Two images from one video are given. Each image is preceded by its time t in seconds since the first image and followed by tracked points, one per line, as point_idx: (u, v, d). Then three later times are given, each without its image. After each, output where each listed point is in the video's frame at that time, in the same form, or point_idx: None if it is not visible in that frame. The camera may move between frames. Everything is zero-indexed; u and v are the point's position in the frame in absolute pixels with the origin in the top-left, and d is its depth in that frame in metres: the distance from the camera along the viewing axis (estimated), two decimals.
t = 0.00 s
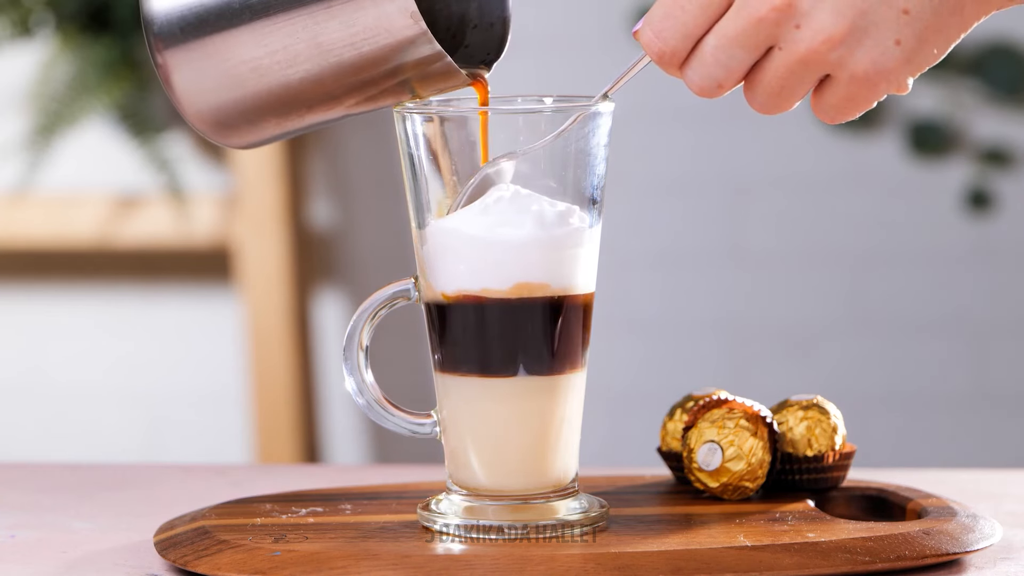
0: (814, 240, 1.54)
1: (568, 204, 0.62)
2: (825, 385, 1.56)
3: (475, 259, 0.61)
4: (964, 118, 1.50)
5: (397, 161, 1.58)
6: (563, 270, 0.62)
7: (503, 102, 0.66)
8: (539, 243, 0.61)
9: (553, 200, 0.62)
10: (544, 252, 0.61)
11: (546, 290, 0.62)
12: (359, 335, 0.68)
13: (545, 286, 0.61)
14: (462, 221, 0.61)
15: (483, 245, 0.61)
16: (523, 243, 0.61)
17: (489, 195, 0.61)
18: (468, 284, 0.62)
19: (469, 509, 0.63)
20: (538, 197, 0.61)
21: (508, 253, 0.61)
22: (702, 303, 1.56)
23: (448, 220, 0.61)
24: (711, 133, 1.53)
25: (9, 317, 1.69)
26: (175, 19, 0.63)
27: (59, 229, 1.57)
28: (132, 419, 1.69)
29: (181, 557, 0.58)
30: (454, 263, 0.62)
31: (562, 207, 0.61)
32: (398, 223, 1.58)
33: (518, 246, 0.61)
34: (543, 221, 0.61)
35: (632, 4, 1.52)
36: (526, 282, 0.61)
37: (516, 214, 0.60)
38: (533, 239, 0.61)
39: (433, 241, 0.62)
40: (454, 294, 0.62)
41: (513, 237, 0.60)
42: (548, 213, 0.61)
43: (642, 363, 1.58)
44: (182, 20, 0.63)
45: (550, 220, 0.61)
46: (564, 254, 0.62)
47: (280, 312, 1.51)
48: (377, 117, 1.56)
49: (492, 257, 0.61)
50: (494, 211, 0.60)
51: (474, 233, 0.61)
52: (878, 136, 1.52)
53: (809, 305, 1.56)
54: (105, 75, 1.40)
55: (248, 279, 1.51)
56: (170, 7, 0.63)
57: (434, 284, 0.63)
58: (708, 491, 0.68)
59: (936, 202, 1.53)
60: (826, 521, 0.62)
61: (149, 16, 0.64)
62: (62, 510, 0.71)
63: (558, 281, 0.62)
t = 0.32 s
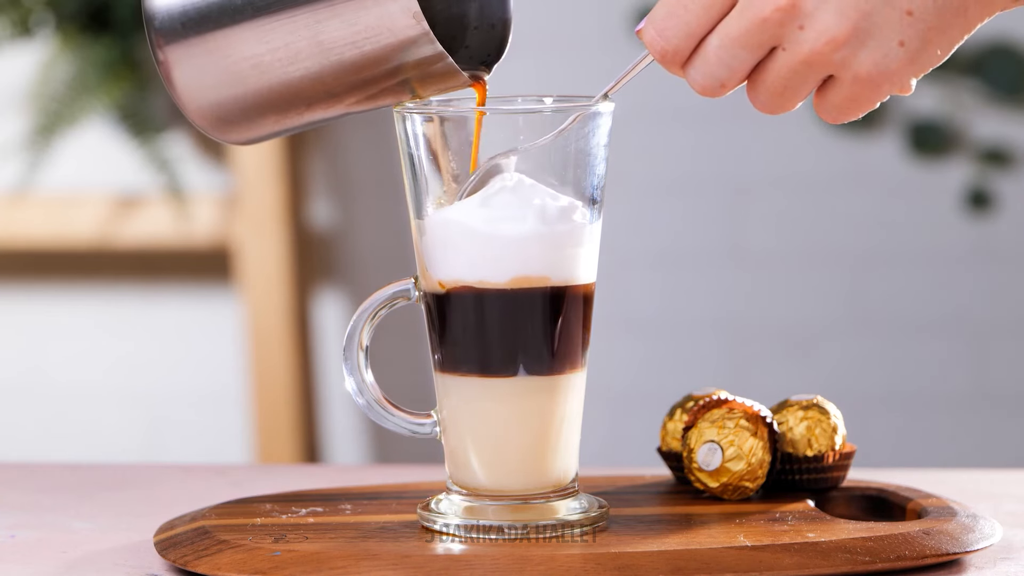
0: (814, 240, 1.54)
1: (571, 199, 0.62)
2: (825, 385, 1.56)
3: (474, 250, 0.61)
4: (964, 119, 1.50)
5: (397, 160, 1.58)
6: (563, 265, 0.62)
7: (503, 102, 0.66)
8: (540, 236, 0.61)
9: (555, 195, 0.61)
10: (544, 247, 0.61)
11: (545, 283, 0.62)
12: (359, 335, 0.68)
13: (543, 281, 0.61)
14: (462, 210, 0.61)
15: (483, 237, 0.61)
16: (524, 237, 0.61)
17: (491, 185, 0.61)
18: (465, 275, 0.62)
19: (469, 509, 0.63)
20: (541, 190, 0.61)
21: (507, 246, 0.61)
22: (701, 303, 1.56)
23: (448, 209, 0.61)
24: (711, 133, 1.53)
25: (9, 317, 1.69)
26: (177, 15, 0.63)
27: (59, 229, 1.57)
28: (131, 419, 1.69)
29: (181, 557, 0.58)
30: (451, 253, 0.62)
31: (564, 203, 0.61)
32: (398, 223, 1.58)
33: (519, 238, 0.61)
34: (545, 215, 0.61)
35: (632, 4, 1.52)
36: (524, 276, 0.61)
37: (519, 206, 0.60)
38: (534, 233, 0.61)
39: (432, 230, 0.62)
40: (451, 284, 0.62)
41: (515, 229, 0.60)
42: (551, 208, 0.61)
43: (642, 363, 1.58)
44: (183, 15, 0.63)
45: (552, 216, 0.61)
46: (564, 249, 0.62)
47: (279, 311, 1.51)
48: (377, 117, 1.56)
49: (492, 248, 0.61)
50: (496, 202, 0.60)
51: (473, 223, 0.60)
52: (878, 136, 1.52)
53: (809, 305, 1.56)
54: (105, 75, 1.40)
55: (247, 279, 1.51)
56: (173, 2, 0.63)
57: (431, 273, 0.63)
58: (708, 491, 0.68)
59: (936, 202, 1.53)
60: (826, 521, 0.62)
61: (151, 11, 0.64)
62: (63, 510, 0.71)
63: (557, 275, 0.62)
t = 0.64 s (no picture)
0: (814, 240, 1.54)
1: (573, 193, 0.62)
2: (825, 385, 1.56)
3: (474, 243, 0.61)
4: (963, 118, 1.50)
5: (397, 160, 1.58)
6: (564, 260, 0.62)
7: (503, 103, 0.66)
8: (541, 231, 0.61)
9: (557, 187, 0.61)
10: (544, 242, 0.61)
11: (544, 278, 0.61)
12: (359, 335, 0.68)
13: (541, 274, 0.61)
14: (462, 200, 0.60)
15: (483, 231, 0.60)
16: (525, 231, 0.60)
17: (493, 173, 0.61)
18: (462, 265, 0.61)
19: (469, 509, 0.63)
20: (544, 182, 0.61)
21: (506, 239, 0.60)
22: (701, 303, 1.56)
23: (448, 199, 0.61)
24: (711, 133, 1.53)
25: (9, 317, 1.69)
26: (179, 11, 0.63)
27: (59, 229, 1.57)
28: (131, 419, 1.69)
29: (181, 557, 0.58)
30: (449, 243, 0.61)
31: (566, 197, 0.61)
32: (399, 223, 1.58)
33: (520, 233, 0.60)
34: (546, 210, 0.60)
35: (632, 4, 1.52)
36: (523, 269, 0.61)
37: (520, 199, 0.60)
38: (534, 228, 0.60)
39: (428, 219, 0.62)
40: (447, 273, 0.62)
41: (516, 223, 0.60)
42: (552, 204, 0.61)
43: (642, 363, 1.58)
44: (185, 12, 0.63)
45: (554, 211, 0.61)
46: (565, 244, 0.61)
47: (279, 311, 1.51)
48: (377, 117, 1.56)
49: (492, 241, 0.61)
50: (497, 194, 0.60)
51: (473, 214, 0.60)
52: (878, 136, 1.52)
53: (809, 305, 1.56)
54: (105, 75, 1.40)
55: (247, 279, 1.51)
56: None
57: (428, 259, 0.63)
58: (708, 491, 0.68)
59: (936, 202, 1.53)
60: (826, 521, 0.62)
61: (153, 8, 0.64)
62: (62, 511, 0.71)
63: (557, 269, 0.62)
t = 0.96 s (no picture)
0: (814, 240, 1.54)
1: (575, 188, 0.62)
2: (825, 385, 1.56)
3: (474, 237, 0.61)
4: (963, 118, 1.51)
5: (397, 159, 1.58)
6: (564, 256, 0.62)
7: (505, 103, 0.67)
8: (541, 226, 0.61)
9: (560, 183, 0.61)
10: (545, 238, 0.61)
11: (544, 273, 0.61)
12: (360, 335, 0.68)
13: (541, 268, 0.61)
14: (464, 192, 0.60)
15: (484, 224, 0.60)
16: (525, 227, 0.60)
17: (495, 166, 0.61)
18: (460, 257, 0.61)
19: (469, 509, 0.63)
20: (546, 176, 0.61)
21: (506, 234, 0.60)
22: (701, 303, 1.56)
23: (449, 193, 0.61)
24: (711, 132, 1.53)
25: (9, 317, 1.69)
26: (182, 8, 0.63)
27: (59, 229, 1.57)
28: (131, 419, 1.69)
29: (181, 557, 0.58)
30: (448, 234, 0.61)
31: (569, 194, 0.61)
32: (399, 223, 1.58)
33: (520, 228, 0.60)
34: (548, 205, 0.60)
35: (632, 4, 1.52)
36: (523, 265, 0.61)
37: (521, 193, 0.60)
38: (535, 224, 0.60)
39: (428, 210, 0.62)
40: (446, 263, 0.62)
41: (517, 217, 0.60)
42: (554, 200, 0.61)
43: (642, 363, 1.58)
44: (188, 9, 0.63)
45: (555, 208, 0.61)
46: (565, 240, 0.61)
47: (279, 311, 1.51)
48: (377, 117, 1.56)
49: (492, 235, 0.61)
50: (499, 187, 0.60)
51: (474, 206, 0.60)
52: (878, 136, 1.52)
53: (809, 305, 1.56)
54: (105, 75, 1.40)
55: (247, 279, 1.51)
56: None
57: (426, 250, 0.63)
58: (708, 491, 0.68)
59: (936, 202, 1.52)
60: (826, 521, 0.62)
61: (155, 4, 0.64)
62: (63, 510, 0.71)
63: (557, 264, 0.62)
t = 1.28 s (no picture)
0: (814, 240, 1.54)
1: (578, 183, 0.62)
2: (825, 385, 1.56)
3: (474, 228, 0.61)
4: (963, 118, 1.51)
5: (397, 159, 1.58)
6: (564, 251, 0.62)
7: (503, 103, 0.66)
8: (542, 221, 0.61)
9: (563, 177, 0.61)
10: (545, 232, 0.61)
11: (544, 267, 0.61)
12: (360, 335, 0.68)
13: (540, 261, 0.61)
14: (465, 182, 0.60)
15: (484, 217, 0.60)
16: (526, 221, 0.60)
17: (497, 157, 0.60)
18: (460, 248, 0.61)
19: (469, 509, 0.63)
20: (549, 170, 0.61)
21: (507, 228, 0.60)
22: (701, 303, 1.56)
23: (450, 184, 0.61)
24: (711, 132, 1.53)
25: (9, 317, 1.69)
26: (181, 3, 0.63)
27: (59, 229, 1.57)
28: (131, 419, 1.69)
29: (181, 557, 0.58)
30: (448, 225, 0.61)
31: (570, 189, 0.61)
32: (399, 222, 1.58)
33: (521, 221, 0.60)
34: (550, 199, 0.60)
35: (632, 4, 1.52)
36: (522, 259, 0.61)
37: (522, 186, 0.60)
38: (536, 218, 0.60)
39: (427, 199, 0.62)
40: (444, 253, 0.62)
41: (518, 212, 0.60)
42: (556, 195, 0.61)
43: (642, 363, 1.58)
44: (188, 4, 0.63)
45: (557, 202, 0.61)
46: (566, 235, 0.61)
47: (279, 311, 1.51)
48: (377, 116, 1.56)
49: (492, 228, 0.60)
50: (500, 179, 0.60)
51: (474, 197, 0.60)
52: (878, 136, 1.52)
53: (809, 305, 1.56)
54: (105, 75, 1.40)
55: (248, 279, 1.51)
56: None
57: (425, 239, 0.63)
58: (708, 491, 0.68)
59: (936, 202, 1.52)
60: (826, 521, 0.62)
61: None
62: (63, 510, 0.71)
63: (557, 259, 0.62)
